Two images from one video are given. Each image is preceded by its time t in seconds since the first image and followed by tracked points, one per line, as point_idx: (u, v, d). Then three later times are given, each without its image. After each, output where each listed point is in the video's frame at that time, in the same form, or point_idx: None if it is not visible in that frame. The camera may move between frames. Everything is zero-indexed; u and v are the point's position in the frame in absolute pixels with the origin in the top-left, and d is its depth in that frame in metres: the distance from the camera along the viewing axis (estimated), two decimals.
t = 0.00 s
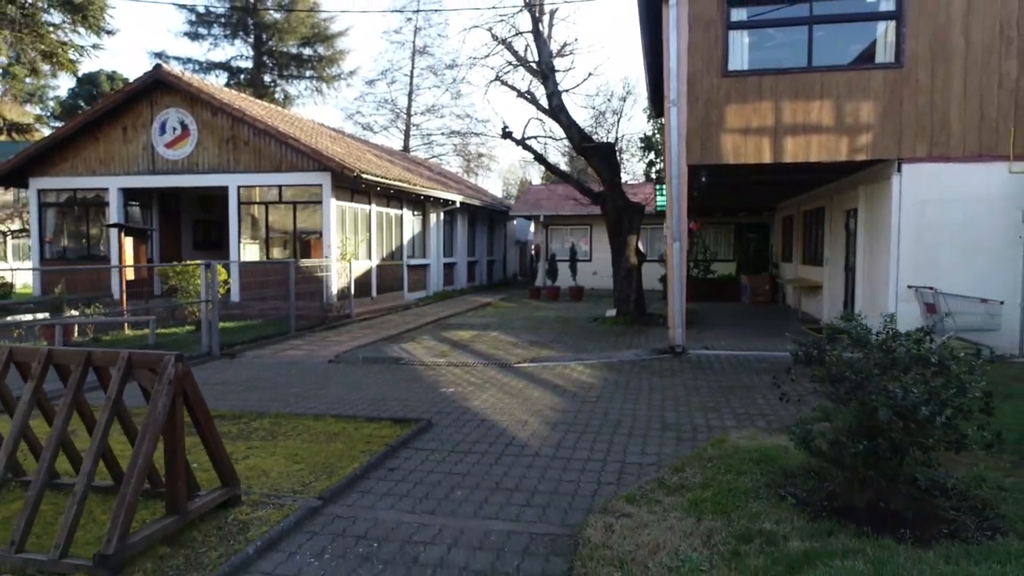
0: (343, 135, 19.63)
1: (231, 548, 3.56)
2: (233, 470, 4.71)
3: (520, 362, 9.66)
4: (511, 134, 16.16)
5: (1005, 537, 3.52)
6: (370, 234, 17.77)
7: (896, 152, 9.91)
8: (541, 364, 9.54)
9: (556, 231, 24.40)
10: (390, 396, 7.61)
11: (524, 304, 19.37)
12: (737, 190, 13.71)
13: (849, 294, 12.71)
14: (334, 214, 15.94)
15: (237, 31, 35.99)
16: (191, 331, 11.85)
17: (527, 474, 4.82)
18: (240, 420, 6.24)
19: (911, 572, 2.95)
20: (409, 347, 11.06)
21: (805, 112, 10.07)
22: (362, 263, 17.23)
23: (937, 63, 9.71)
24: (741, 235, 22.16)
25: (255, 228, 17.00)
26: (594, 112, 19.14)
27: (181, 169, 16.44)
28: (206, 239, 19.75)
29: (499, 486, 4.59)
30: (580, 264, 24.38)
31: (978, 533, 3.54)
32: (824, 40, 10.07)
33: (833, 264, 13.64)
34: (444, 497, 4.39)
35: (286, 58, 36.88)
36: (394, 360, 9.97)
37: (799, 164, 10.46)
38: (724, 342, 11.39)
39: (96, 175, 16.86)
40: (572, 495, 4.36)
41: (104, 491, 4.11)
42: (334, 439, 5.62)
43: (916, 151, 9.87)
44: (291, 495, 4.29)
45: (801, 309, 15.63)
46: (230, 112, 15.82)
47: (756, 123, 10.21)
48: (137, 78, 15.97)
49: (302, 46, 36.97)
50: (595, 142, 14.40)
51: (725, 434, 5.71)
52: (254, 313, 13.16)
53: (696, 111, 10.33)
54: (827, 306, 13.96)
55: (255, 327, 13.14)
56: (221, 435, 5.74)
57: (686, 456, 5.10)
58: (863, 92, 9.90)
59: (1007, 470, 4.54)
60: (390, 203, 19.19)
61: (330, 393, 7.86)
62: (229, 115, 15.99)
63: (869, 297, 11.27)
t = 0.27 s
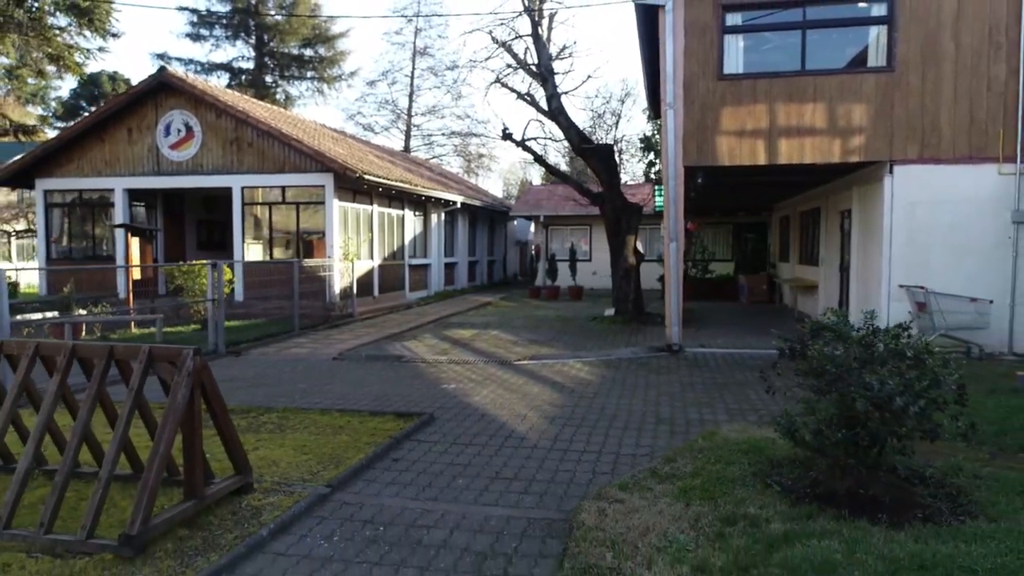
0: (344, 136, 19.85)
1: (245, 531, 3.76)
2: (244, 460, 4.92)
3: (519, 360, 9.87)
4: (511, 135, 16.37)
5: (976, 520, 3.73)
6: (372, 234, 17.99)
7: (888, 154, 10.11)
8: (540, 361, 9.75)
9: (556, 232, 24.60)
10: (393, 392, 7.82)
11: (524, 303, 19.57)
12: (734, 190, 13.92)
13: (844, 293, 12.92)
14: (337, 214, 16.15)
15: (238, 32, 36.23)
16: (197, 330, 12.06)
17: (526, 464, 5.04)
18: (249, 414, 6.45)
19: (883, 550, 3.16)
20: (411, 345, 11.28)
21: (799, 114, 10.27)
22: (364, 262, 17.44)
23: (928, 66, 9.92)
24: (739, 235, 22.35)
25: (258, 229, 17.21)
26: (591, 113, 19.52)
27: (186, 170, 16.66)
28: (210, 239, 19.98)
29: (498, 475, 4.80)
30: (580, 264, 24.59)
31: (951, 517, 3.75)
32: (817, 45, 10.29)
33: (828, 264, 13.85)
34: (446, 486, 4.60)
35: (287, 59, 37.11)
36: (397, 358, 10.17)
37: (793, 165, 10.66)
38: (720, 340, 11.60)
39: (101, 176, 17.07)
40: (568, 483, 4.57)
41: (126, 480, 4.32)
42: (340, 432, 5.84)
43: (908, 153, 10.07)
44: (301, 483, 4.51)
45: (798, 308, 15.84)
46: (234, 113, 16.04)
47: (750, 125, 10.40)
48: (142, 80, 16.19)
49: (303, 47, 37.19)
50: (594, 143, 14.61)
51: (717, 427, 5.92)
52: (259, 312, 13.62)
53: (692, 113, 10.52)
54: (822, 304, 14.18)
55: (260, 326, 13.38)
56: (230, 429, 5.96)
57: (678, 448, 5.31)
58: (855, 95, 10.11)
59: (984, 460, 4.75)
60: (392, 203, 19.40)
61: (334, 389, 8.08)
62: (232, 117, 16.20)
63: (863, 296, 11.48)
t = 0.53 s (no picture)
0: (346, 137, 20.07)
1: (260, 515, 3.99)
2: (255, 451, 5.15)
3: (519, 357, 10.10)
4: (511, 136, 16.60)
5: (949, 504, 3.95)
6: (374, 234, 18.20)
7: (879, 156, 10.34)
8: (539, 358, 9.98)
9: (556, 232, 24.82)
10: (397, 388, 8.04)
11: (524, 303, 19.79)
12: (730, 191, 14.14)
13: (838, 292, 13.13)
14: (339, 215, 16.36)
15: (240, 33, 36.46)
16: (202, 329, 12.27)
17: (525, 455, 5.26)
18: (258, 408, 6.69)
19: (858, 529, 3.39)
20: (413, 343, 11.50)
21: (792, 117, 10.49)
22: (366, 262, 17.66)
23: (918, 70, 10.15)
24: (737, 235, 22.57)
25: (261, 229, 17.41)
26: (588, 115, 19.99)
27: (190, 171, 16.89)
28: (214, 239, 20.22)
29: (499, 465, 5.02)
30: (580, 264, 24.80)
31: (925, 502, 3.97)
32: (810, 49, 10.51)
33: (823, 263, 14.06)
34: (449, 476, 4.82)
35: (288, 60, 37.34)
36: (400, 355, 10.40)
37: (787, 167, 10.88)
38: (716, 338, 11.82)
39: (106, 177, 17.31)
40: (565, 472, 4.80)
41: (146, 469, 4.55)
42: (347, 424, 6.07)
43: (899, 155, 10.30)
44: (311, 471, 4.74)
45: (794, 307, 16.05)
46: (238, 115, 16.26)
47: (745, 127, 10.62)
48: (147, 82, 16.41)
49: (304, 48, 37.42)
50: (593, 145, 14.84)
51: (709, 420, 6.15)
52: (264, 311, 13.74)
53: (688, 116, 10.74)
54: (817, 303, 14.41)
55: (264, 326, 13.58)
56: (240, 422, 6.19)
57: (671, 439, 5.54)
58: (847, 98, 10.33)
59: (963, 451, 4.97)
60: (393, 203, 19.63)
61: (339, 386, 8.30)
62: (236, 118, 16.43)
63: (856, 295, 11.70)
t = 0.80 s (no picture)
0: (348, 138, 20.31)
1: (275, 499, 4.22)
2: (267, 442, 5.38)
3: (519, 355, 10.33)
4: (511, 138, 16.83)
5: (924, 489, 4.20)
6: (375, 234, 18.44)
7: (871, 158, 10.58)
8: (539, 356, 10.21)
9: (556, 232, 25.05)
10: (400, 384, 8.28)
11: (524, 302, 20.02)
12: (726, 192, 14.37)
13: (832, 291, 13.36)
14: (341, 215, 16.59)
15: (241, 34, 36.68)
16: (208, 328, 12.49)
17: (525, 446, 5.50)
18: (267, 403, 6.92)
19: (835, 510, 3.63)
20: (415, 341, 11.73)
21: (786, 120, 10.72)
22: (368, 262, 17.89)
23: (908, 74, 10.39)
24: (734, 235, 22.80)
25: (264, 229, 17.64)
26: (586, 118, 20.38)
27: (195, 172, 17.13)
28: (217, 239, 20.46)
29: (499, 455, 5.26)
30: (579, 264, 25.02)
31: (902, 487, 4.20)
32: (804, 53, 10.75)
33: (818, 263, 14.30)
34: (452, 464, 5.06)
35: (290, 61, 37.56)
36: (402, 353, 10.64)
37: (782, 168, 11.12)
38: (712, 336, 12.05)
39: (112, 178, 17.54)
40: (563, 461, 5.04)
41: (164, 457, 4.80)
42: (353, 418, 6.31)
43: (890, 157, 10.54)
44: (321, 460, 4.98)
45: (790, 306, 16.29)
46: (242, 117, 16.50)
47: (740, 130, 10.85)
48: (152, 85, 16.66)
49: (305, 50, 37.66)
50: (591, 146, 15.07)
51: (702, 413, 6.38)
52: (268, 310, 13.96)
53: (685, 119, 10.97)
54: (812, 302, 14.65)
55: (269, 324, 13.82)
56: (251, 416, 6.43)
57: (665, 431, 5.78)
58: (840, 101, 10.57)
59: (943, 441, 5.20)
60: (395, 204, 19.87)
61: (344, 382, 8.53)
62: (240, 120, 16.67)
63: (850, 294, 11.93)
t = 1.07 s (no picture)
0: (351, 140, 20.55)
1: (292, 485, 4.48)
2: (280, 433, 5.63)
3: (521, 352, 10.58)
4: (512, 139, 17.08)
5: (903, 475, 4.46)
6: (378, 235, 18.71)
7: (865, 160, 10.82)
8: (539, 353, 10.46)
9: (556, 232, 25.30)
10: (405, 380, 8.53)
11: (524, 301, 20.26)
12: (723, 193, 14.61)
13: (828, 290, 13.62)
14: (345, 216, 16.85)
15: (244, 36, 36.90)
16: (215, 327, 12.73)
17: (526, 437, 5.76)
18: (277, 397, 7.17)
19: (818, 493, 3.87)
20: (418, 340, 11.98)
21: (781, 123, 10.97)
22: (371, 262, 18.16)
23: (900, 78, 10.64)
24: (733, 235, 23.04)
25: (268, 230, 17.92)
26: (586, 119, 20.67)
27: (200, 173, 17.39)
28: (222, 239, 20.72)
29: (502, 446, 5.52)
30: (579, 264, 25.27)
31: (884, 473, 4.45)
32: (799, 58, 11.00)
33: (814, 263, 14.55)
34: (457, 454, 5.31)
35: (292, 62, 37.79)
36: (406, 351, 10.89)
37: (777, 170, 11.36)
38: (709, 334, 12.29)
39: (119, 179, 17.79)
40: (563, 451, 5.29)
41: (184, 447, 5.05)
42: (362, 411, 6.56)
43: (883, 160, 10.79)
44: (333, 450, 5.23)
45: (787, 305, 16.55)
46: (247, 119, 16.75)
47: (737, 133, 11.10)
48: (159, 87, 16.92)
49: (307, 51, 37.90)
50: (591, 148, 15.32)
51: (697, 407, 6.64)
52: (273, 309, 14.22)
53: (682, 122, 11.21)
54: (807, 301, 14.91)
55: (274, 323, 14.07)
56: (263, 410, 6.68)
57: (660, 423, 6.04)
58: (834, 105, 10.82)
59: (925, 432, 5.45)
60: (397, 205, 20.12)
61: (350, 378, 8.77)
62: (245, 122, 16.92)
63: (844, 294, 12.18)
